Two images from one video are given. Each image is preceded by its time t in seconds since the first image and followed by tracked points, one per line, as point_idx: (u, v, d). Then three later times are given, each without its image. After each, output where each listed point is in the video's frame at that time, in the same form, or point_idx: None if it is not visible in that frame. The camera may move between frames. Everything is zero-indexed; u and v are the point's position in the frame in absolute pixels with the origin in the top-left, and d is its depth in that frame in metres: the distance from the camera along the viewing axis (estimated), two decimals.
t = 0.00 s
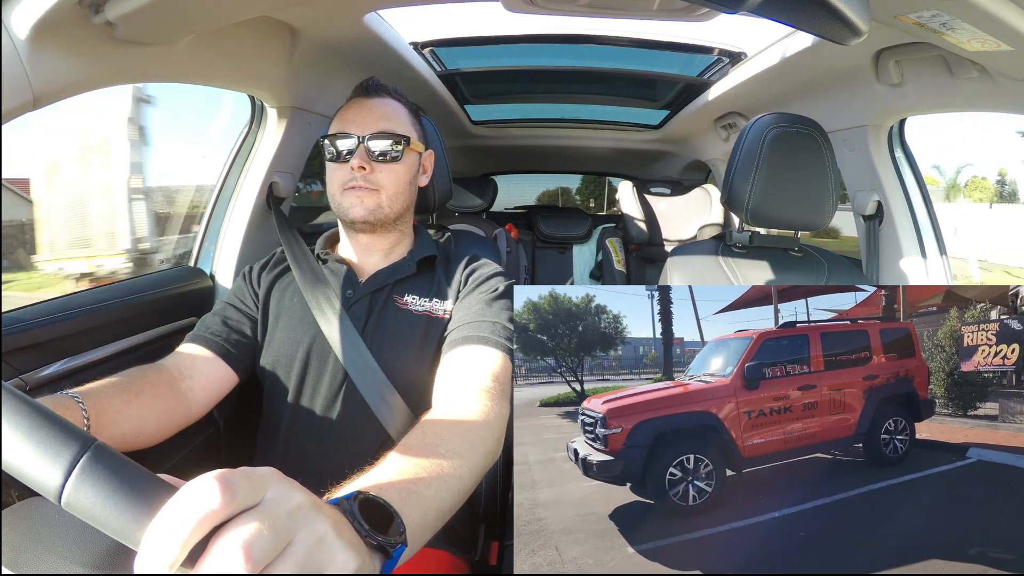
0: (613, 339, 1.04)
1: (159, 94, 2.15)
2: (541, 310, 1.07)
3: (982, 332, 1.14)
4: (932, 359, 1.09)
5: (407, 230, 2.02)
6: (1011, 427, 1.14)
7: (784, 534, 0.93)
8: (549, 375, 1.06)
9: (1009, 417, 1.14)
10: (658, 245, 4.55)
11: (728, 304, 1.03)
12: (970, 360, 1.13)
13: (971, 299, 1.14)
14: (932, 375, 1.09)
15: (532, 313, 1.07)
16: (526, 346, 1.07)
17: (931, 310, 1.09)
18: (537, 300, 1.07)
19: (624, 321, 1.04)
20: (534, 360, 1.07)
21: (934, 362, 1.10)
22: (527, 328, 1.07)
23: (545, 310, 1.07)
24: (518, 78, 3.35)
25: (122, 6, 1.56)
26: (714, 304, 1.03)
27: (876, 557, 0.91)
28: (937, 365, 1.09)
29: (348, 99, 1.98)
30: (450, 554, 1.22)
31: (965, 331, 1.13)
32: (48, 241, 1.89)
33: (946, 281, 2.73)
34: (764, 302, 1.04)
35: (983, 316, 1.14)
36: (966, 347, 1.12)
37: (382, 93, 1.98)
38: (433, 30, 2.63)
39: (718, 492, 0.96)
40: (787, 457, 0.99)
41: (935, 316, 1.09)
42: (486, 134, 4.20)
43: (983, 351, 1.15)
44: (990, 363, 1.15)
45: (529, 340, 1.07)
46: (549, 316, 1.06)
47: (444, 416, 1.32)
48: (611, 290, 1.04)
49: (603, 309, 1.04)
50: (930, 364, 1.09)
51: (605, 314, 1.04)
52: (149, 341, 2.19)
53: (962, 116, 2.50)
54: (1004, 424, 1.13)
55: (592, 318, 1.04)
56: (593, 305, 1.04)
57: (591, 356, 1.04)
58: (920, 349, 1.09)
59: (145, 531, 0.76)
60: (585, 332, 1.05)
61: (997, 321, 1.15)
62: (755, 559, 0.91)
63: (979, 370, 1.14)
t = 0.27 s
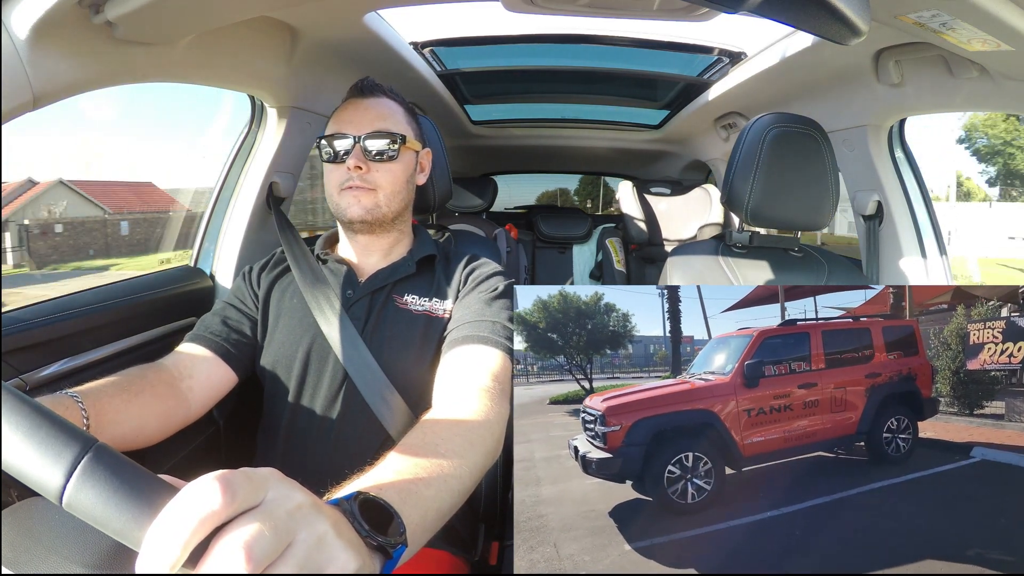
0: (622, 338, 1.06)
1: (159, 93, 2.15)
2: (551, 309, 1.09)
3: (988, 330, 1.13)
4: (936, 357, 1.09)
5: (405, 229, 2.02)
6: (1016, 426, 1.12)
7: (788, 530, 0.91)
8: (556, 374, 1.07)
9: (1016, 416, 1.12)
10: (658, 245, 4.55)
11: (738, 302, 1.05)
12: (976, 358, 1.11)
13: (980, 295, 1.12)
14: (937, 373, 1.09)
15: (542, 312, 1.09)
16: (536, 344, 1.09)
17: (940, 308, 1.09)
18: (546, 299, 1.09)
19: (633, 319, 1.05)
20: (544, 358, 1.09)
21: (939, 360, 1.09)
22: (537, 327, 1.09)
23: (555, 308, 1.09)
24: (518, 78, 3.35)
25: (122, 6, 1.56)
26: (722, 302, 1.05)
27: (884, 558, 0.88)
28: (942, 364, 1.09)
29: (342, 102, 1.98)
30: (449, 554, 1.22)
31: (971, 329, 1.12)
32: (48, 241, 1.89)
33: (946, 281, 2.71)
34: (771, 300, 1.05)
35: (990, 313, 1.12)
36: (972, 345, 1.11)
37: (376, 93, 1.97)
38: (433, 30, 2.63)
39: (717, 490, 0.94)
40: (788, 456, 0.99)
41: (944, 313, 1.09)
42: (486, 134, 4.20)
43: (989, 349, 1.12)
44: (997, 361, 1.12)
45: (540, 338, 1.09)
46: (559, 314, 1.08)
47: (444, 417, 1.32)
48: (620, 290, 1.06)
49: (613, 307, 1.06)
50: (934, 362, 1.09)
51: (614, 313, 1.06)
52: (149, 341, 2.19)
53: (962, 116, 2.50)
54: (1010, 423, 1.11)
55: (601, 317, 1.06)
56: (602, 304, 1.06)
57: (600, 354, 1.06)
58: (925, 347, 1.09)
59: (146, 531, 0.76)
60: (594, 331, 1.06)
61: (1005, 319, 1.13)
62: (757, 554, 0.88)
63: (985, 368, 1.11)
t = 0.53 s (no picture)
0: (630, 335, 1.05)
1: (159, 93, 2.15)
2: (559, 306, 1.08)
3: (994, 327, 1.13)
4: (941, 356, 1.09)
5: (406, 230, 2.02)
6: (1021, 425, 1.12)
7: (783, 529, 0.94)
8: (564, 371, 1.06)
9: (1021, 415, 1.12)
10: (658, 245, 4.56)
11: (744, 299, 1.04)
12: (981, 356, 1.11)
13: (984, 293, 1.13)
14: (942, 371, 1.09)
15: (550, 309, 1.08)
16: (544, 341, 1.08)
17: (947, 305, 1.09)
18: (555, 295, 1.08)
19: (641, 317, 1.05)
20: (552, 356, 1.07)
21: (945, 358, 1.09)
22: (545, 323, 1.08)
23: (563, 306, 1.08)
24: (518, 78, 3.35)
25: (121, 6, 1.56)
26: (730, 299, 1.05)
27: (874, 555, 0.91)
28: (947, 362, 1.09)
29: (347, 99, 1.98)
30: (449, 554, 1.23)
31: (976, 326, 1.12)
32: (48, 240, 1.89)
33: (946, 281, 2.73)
34: (777, 298, 1.04)
35: (996, 311, 1.12)
36: (977, 342, 1.11)
37: (381, 93, 1.98)
38: (433, 30, 2.63)
39: (716, 487, 0.98)
40: (787, 454, 1.00)
41: (948, 311, 1.09)
42: (486, 134, 4.20)
43: (994, 347, 1.12)
44: (1002, 359, 1.12)
45: (548, 335, 1.08)
46: (567, 312, 1.07)
47: (444, 416, 1.33)
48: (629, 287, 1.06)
49: (621, 304, 1.06)
50: (938, 360, 1.09)
51: (623, 309, 1.05)
52: (149, 341, 2.19)
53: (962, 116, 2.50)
54: (1015, 421, 1.12)
55: (609, 314, 1.05)
56: (611, 301, 1.06)
57: (610, 351, 1.05)
58: (929, 346, 1.09)
59: (150, 533, 0.76)
60: (602, 328, 1.05)
61: (1012, 315, 1.13)
62: (752, 552, 0.92)
63: (990, 366, 1.12)
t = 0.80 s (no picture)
0: (638, 334, 1.04)
1: (160, 94, 2.15)
2: (567, 304, 1.08)
3: (999, 326, 1.13)
4: (944, 356, 1.09)
5: (407, 230, 2.02)
6: None
7: (779, 529, 0.94)
8: (571, 369, 1.06)
9: None
10: (658, 245, 4.56)
11: (750, 299, 1.04)
12: (986, 355, 1.11)
13: (988, 292, 1.14)
14: (948, 369, 1.09)
15: (558, 308, 1.08)
16: (553, 340, 1.08)
17: (952, 303, 1.10)
18: (562, 294, 1.08)
19: (649, 315, 1.05)
20: (561, 353, 1.07)
21: (950, 357, 1.09)
22: (553, 322, 1.08)
23: (570, 305, 1.08)
24: (518, 78, 3.35)
25: (121, 6, 1.55)
26: (737, 297, 1.05)
27: (869, 555, 0.92)
28: (952, 360, 1.09)
29: (347, 99, 1.98)
30: (449, 554, 1.23)
31: (981, 325, 1.12)
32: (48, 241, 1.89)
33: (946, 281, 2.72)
34: (783, 297, 1.05)
35: (1002, 309, 1.13)
36: (982, 341, 1.11)
37: (381, 93, 1.98)
38: (433, 30, 2.63)
39: (713, 486, 0.98)
40: (786, 453, 1.00)
41: (953, 309, 1.09)
42: (486, 134, 4.20)
43: (999, 346, 1.12)
44: (1007, 358, 1.12)
45: (557, 334, 1.08)
46: (574, 311, 1.07)
47: (445, 417, 1.34)
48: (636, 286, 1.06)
49: (628, 303, 1.06)
50: (942, 360, 1.09)
51: (630, 309, 1.05)
52: (149, 341, 2.19)
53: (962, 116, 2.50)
54: (1020, 422, 1.12)
55: (617, 313, 1.05)
56: (619, 299, 1.06)
57: (618, 349, 1.04)
58: (932, 346, 1.09)
59: (155, 537, 0.76)
60: (610, 327, 1.05)
61: (1017, 313, 1.14)
62: (748, 553, 0.92)
63: (996, 365, 1.11)
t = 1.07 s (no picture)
0: (646, 332, 1.04)
1: (159, 93, 2.15)
2: (575, 303, 1.08)
3: (1005, 326, 1.13)
4: (947, 355, 1.09)
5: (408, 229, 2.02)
6: None
7: (776, 529, 0.94)
8: (573, 370, 1.06)
9: None
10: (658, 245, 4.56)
11: (761, 294, 1.04)
12: (992, 354, 1.12)
13: (995, 290, 1.14)
14: (953, 369, 1.09)
15: (567, 306, 1.07)
16: (562, 339, 1.07)
17: (959, 302, 1.10)
18: (570, 293, 1.08)
19: (657, 314, 1.04)
20: (570, 351, 1.06)
21: (954, 356, 1.09)
22: (562, 321, 1.08)
23: (578, 304, 1.08)
24: (518, 78, 3.35)
25: (121, 7, 1.55)
26: (744, 296, 1.05)
27: (866, 554, 0.92)
28: (958, 360, 1.09)
29: (340, 100, 1.97)
30: (449, 555, 1.23)
31: (987, 324, 1.12)
32: (47, 241, 1.89)
33: (946, 280, 2.71)
34: (789, 296, 1.05)
35: (1008, 308, 1.13)
36: (987, 340, 1.11)
37: (374, 93, 1.97)
38: (433, 30, 2.63)
39: (713, 486, 0.97)
40: (785, 453, 1.00)
41: (960, 309, 1.09)
42: (486, 134, 4.20)
43: (1005, 345, 1.13)
44: (1012, 357, 1.13)
45: (566, 333, 1.07)
46: (582, 309, 1.07)
47: (445, 417, 1.33)
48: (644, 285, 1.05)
49: (636, 302, 1.05)
50: (947, 359, 1.09)
51: (638, 308, 1.05)
52: (149, 341, 2.19)
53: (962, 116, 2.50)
54: None
55: (625, 311, 1.05)
56: (627, 298, 1.06)
57: (627, 347, 1.04)
58: (935, 345, 1.09)
59: (157, 538, 0.76)
60: (618, 325, 1.05)
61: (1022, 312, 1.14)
62: (745, 553, 0.92)
63: (1001, 364, 1.12)
